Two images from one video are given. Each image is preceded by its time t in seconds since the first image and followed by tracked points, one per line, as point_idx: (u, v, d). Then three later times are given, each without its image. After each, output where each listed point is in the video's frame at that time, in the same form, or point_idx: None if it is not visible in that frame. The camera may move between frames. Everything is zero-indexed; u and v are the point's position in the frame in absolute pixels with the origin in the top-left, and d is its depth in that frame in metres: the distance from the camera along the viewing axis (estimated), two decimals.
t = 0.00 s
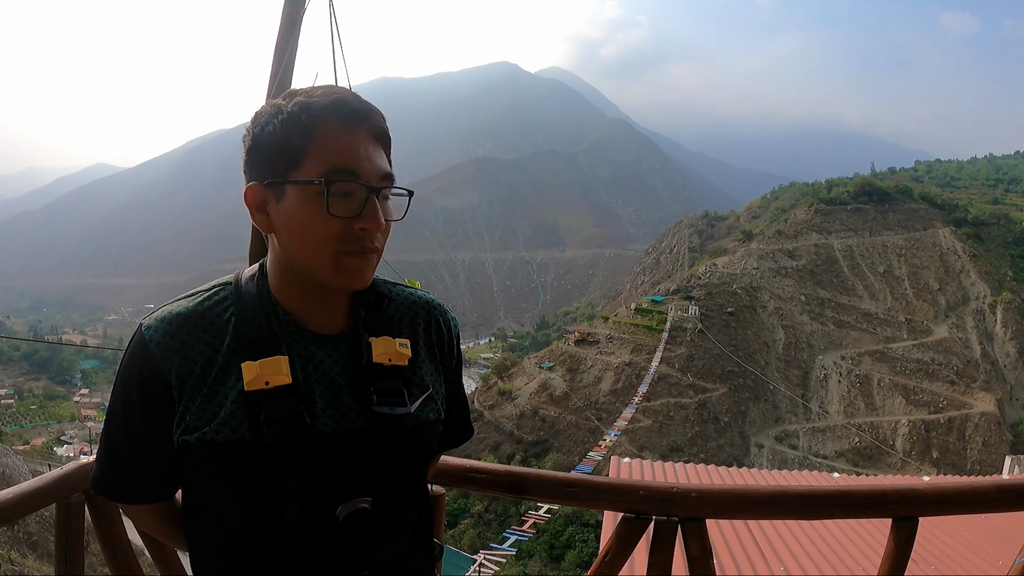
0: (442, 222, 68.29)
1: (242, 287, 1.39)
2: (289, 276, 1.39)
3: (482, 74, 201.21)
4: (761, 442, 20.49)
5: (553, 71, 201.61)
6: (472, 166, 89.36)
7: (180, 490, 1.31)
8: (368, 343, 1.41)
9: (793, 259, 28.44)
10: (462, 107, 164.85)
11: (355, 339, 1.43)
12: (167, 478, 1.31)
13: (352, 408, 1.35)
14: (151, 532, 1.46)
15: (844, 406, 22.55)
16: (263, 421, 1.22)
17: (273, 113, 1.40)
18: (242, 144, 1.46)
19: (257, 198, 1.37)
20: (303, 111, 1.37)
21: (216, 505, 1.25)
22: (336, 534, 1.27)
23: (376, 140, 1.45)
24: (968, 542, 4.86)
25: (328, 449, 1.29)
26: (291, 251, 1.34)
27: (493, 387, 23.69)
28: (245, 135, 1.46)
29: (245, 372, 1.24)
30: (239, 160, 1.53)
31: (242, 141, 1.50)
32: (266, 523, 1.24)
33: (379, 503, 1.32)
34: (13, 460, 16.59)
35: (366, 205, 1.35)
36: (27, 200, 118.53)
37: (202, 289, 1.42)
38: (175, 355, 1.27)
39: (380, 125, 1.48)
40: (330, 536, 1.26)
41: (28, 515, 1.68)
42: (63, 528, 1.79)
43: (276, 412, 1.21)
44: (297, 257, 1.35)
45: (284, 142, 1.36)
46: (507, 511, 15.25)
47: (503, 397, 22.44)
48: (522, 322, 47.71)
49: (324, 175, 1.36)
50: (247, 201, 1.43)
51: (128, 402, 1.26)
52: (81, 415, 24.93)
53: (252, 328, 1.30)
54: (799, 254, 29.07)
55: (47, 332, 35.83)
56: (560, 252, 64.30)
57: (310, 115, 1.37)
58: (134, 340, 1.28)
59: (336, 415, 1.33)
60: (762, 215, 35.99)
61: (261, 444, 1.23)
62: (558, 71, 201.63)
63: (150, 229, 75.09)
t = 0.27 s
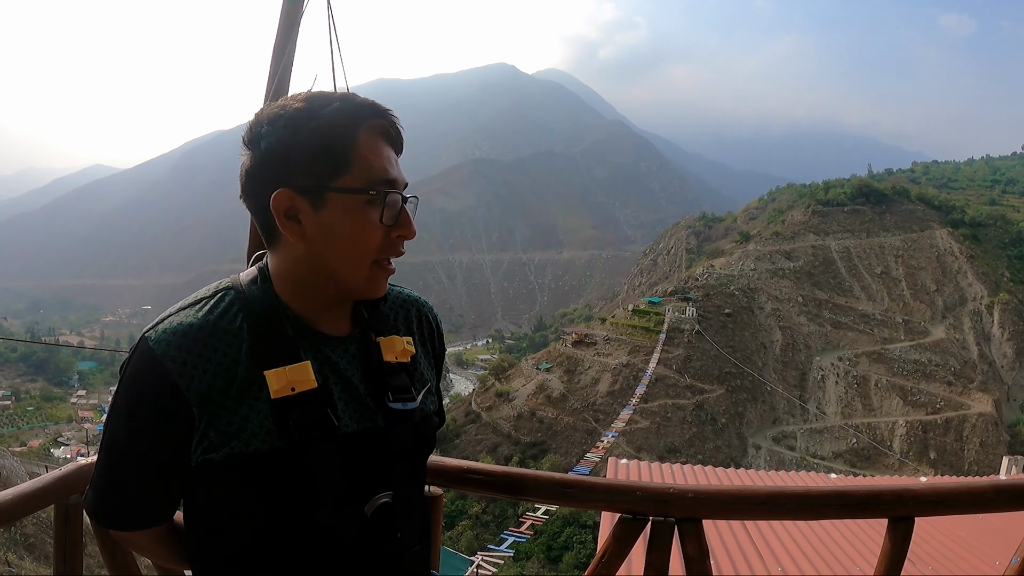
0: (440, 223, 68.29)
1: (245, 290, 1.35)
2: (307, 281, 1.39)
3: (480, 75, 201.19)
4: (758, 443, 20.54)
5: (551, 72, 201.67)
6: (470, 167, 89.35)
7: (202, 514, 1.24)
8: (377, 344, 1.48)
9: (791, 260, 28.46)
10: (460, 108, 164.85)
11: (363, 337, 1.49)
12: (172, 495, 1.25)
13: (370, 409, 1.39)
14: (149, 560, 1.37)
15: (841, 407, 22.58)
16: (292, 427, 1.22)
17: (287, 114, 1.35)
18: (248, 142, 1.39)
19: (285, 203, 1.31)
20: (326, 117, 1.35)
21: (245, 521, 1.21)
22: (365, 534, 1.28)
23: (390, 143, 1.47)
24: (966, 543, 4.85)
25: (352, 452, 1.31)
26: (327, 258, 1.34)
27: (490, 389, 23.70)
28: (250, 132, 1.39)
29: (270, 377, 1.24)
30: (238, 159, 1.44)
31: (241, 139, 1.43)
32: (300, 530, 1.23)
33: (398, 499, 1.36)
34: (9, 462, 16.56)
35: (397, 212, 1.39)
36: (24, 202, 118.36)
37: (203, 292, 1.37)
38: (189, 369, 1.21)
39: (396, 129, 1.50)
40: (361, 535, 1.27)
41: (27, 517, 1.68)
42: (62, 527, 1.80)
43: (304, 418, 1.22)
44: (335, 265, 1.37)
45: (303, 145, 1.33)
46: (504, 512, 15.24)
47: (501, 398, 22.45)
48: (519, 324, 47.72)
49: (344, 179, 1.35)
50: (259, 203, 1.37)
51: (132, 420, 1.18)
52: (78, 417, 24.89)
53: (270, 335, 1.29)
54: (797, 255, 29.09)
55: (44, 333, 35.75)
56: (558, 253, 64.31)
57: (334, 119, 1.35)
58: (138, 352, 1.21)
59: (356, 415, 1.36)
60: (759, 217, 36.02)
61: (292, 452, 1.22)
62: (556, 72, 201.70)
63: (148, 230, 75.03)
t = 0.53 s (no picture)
0: (437, 224, 68.26)
1: (232, 297, 1.31)
2: (308, 287, 1.39)
3: (478, 75, 201.21)
4: (753, 444, 20.60)
5: (548, 73, 201.81)
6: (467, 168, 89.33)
7: (239, 535, 1.21)
8: (369, 344, 1.56)
9: (786, 263, 28.52)
10: (457, 108, 164.86)
11: (354, 336, 1.56)
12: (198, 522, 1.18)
13: (380, 406, 1.47)
14: None
15: (836, 410, 22.66)
16: (323, 433, 1.24)
17: (299, 118, 1.33)
18: (251, 144, 1.33)
19: (306, 209, 1.30)
20: (340, 122, 1.34)
21: (281, 533, 1.21)
22: (387, 530, 1.33)
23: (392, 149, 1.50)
24: (961, 545, 4.85)
25: (367, 454, 1.35)
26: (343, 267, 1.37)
27: (485, 390, 23.68)
28: (254, 133, 1.33)
29: (295, 387, 1.24)
30: (231, 161, 1.37)
31: (241, 139, 1.37)
32: (328, 532, 1.24)
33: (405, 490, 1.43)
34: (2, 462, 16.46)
35: (400, 219, 1.44)
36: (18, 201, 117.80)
37: (199, 302, 1.31)
38: (220, 386, 1.16)
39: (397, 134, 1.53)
40: (385, 530, 1.32)
41: (27, 514, 1.68)
42: (58, 525, 1.81)
43: (331, 422, 1.25)
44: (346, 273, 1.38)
45: (319, 152, 1.32)
46: (499, 513, 15.24)
47: (496, 399, 22.45)
48: (515, 325, 47.70)
49: (357, 188, 1.35)
50: (269, 209, 1.32)
51: (147, 450, 1.09)
52: (72, 417, 24.79)
53: (286, 343, 1.29)
54: (792, 257, 29.14)
55: (38, 333, 35.59)
56: (554, 255, 64.35)
57: (349, 125, 1.35)
58: (156, 375, 1.13)
59: (369, 411, 1.43)
60: (754, 219, 36.08)
61: (324, 460, 1.24)
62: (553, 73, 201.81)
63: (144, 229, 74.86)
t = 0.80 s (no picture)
0: (432, 224, 68.19)
1: (219, 301, 1.31)
2: (301, 290, 1.41)
3: (474, 75, 201.07)
4: (747, 444, 20.66)
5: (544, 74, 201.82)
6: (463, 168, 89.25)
7: (264, 548, 1.20)
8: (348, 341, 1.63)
9: (780, 263, 28.55)
10: (453, 108, 164.72)
11: (338, 337, 1.61)
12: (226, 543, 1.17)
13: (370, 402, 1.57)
14: None
15: (830, 410, 22.74)
16: (340, 435, 1.31)
17: (294, 121, 1.33)
18: (247, 146, 1.31)
19: (306, 215, 1.31)
20: (339, 127, 1.36)
21: (303, 537, 1.24)
22: (393, 522, 1.39)
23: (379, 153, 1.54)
24: (956, 545, 4.86)
25: (370, 452, 1.40)
26: (342, 270, 1.41)
27: (480, 390, 23.67)
28: (250, 135, 1.31)
29: (308, 393, 1.27)
30: (220, 163, 1.35)
31: (232, 141, 1.35)
32: (339, 528, 1.28)
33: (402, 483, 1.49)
34: None
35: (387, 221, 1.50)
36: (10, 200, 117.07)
37: (197, 308, 1.30)
38: (239, 398, 1.16)
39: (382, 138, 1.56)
40: (391, 521, 1.39)
41: (22, 514, 1.68)
42: (53, 524, 1.81)
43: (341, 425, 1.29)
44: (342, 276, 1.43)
45: (321, 157, 1.33)
46: (494, 513, 15.26)
47: (491, 400, 22.44)
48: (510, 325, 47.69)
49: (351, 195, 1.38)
50: (269, 214, 1.31)
51: (170, 470, 1.08)
52: (67, 417, 24.67)
53: (290, 349, 1.30)
54: (786, 258, 29.20)
55: (32, 333, 35.39)
56: (550, 255, 64.34)
57: (346, 131, 1.38)
58: (175, 395, 1.11)
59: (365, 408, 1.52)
60: (749, 219, 36.13)
61: (341, 463, 1.29)
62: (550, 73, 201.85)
63: (139, 229, 74.57)
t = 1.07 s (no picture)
0: (427, 224, 68.12)
1: (215, 306, 1.29)
2: (292, 294, 1.40)
3: (469, 74, 200.91)
4: (742, 443, 20.74)
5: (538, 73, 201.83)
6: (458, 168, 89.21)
7: (261, 550, 1.19)
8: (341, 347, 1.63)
9: (774, 262, 28.67)
10: (448, 107, 164.58)
11: (329, 338, 1.61)
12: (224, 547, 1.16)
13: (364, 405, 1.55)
14: None
15: (824, 407, 22.82)
16: (335, 440, 1.30)
17: (290, 122, 1.33)
18: (243, 148, 1.30)
19: (301, 219, 1.31)
20: (332, 130, 1.35)
21: (297, 540, 1.22)
22: (387, 523, 1.39)
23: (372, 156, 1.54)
24: (950, 542, 4.87)
25: (363, 452, 1.40)
26: (336, 273, 1.41)
27: (474, 389, 23.68)
28: (245, 138, 1.31)
29: (302, 395, 1.26)
30: (215, 164, 1.34)
31: (227, 143, 1.34)
32: (330, 529, 1.27)
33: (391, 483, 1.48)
34: None
35: (380, 223, 1.50)
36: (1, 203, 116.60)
37: (190, 312, 1.30)
38: (236, 399, 1.16)
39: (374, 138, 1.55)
40: (383, 522, 1.39)
41: (18, 514, 1.68)
42: (52, 524, 1.81)
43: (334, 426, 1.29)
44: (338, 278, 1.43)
45: (318, 160, 1.33)
46: (489, 512, 15.30)
47: (485, 399, 22.45)
48: (504, 325, 47.73)
49: (346, 200, 1.38)
50: (263, 217, 1.30)
51: (165, 476, 1.07)
52: (61, 419, 24.59)
53: (283, 350, 1.30)
54: (780, 256, 29.29)
55: (26, 334, 35.26)
56: (544, 255, 64.39)
57: (341, 133, 1.37)
58: (171, 400, 1.10)
59: (359, 407, 1.52)
60: (742, 218, 36.24)
61: (335, 465, 1.29)
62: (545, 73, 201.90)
63: (133, 229, 74.30)
